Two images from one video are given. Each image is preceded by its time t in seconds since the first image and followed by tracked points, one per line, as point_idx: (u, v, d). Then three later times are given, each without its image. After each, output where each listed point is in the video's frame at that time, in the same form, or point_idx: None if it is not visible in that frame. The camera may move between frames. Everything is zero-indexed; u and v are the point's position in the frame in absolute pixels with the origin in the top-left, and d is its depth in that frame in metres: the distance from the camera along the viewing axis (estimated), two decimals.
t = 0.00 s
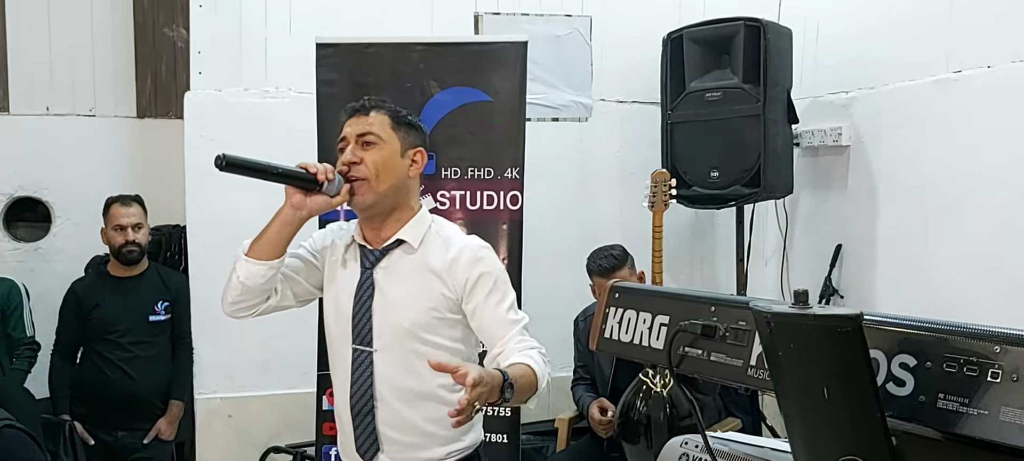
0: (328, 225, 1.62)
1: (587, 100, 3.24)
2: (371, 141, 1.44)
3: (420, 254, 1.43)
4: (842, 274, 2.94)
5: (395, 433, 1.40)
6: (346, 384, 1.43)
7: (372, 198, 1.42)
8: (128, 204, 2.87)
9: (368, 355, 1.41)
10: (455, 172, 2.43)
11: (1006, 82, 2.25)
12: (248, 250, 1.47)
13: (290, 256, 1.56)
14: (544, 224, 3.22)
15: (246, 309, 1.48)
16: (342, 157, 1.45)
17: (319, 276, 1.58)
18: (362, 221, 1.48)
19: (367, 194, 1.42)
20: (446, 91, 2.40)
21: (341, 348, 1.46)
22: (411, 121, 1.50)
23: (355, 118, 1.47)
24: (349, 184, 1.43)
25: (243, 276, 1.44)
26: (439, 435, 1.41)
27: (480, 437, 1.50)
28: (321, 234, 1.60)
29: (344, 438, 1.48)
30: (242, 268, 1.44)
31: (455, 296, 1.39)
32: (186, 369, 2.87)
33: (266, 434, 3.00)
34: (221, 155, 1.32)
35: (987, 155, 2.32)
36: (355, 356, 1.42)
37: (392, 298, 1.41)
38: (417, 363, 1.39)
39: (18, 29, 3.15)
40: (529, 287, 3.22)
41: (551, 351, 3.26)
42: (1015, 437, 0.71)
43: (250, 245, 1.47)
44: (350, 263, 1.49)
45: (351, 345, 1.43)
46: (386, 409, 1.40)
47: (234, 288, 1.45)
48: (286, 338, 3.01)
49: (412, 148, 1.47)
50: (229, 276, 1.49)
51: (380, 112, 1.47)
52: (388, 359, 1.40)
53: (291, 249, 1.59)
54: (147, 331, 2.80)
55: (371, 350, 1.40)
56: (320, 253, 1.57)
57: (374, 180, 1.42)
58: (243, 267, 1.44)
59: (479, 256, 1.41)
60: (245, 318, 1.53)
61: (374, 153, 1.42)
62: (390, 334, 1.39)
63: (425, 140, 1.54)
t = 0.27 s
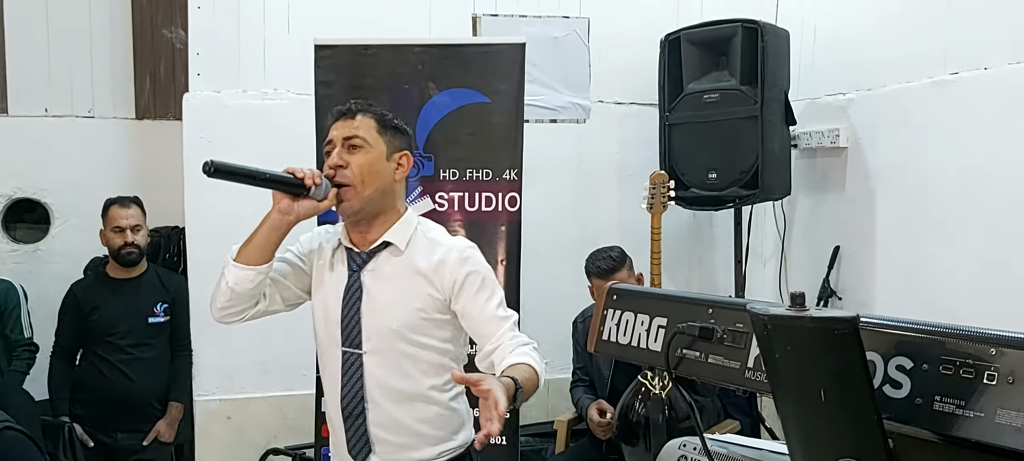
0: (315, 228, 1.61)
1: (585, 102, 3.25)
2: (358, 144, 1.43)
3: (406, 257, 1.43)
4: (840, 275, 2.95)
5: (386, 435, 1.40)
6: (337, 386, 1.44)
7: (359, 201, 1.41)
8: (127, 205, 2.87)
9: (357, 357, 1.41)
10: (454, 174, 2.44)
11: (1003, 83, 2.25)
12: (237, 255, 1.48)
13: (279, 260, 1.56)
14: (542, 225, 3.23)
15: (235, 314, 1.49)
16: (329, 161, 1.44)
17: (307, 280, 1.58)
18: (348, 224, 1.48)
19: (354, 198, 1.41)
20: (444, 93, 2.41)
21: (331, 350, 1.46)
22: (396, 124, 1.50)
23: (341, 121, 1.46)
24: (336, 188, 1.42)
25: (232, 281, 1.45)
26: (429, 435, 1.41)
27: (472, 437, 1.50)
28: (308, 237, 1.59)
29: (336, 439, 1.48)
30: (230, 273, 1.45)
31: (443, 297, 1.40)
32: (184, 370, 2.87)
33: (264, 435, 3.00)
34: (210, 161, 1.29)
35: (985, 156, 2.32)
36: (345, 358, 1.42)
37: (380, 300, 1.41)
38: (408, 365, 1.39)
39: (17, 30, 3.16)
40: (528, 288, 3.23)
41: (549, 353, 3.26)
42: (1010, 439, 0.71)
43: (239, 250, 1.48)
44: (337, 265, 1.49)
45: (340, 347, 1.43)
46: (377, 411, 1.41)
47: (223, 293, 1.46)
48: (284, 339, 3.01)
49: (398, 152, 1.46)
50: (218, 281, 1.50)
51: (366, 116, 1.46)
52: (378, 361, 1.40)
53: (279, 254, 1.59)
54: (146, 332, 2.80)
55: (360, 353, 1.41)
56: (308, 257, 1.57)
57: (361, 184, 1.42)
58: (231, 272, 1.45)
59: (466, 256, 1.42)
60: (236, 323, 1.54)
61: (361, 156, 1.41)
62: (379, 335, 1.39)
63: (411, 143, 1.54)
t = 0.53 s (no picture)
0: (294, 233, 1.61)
1: (584, 102, 3.25)
2: (332, 149, 1.42)
3: (383, 256, 1.43)
4: (839, 275, 2.95)
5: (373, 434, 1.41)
6: (322, 388, 1.43)
7: (334, 204, 1.41)
8: (127, 206, 2.87)
9: (340, 359, 1.41)
10: (453, 174, 2.44)
11: (1002, 84, 2.26)
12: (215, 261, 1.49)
13: (258, 265, 1.57)
14: (541, 226, 3.23)
15: (216, 319, 1.50)
16: (303, 166, 1.43)
17: (288, 283, 1.59)
18: (325, 227, 1.47)
19: (330, 202, 1.41)
20: (443, 94, 2.41)
21: (315, 355, 1.45)
22: (371, 128, 1.50)
23: (316, 126, 1.46)
24: (311, 192, 1.41)
25: (211, 287, 1.46)
26: (417, 432, 1.43)
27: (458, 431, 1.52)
28: (288, 242, 1.60)
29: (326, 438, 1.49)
30: (209, 279, 1.46)
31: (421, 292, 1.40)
32: (184, 371, 2.87)
33: (263, 435, 3.00)
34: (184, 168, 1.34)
35: (984, 157, 2.33)
36: (328, 360, 1.42)
37: (359, 301, 1.41)
38: (393, 364, 1.40)
39: (17, 31, 3.16)
40: (527, 289, 3.23)
41: (548, 353, 3.26)
42: (1004, 439, 0.71)
43: (217, 257, 1.49)
44: (317, 268, 1.49)
45: (323, 350, 1.43)
46: (363, 411, 1.41)
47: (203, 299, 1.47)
48: (283, 339, 3.01)
49: (373, 155, 1.46)
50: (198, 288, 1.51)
51: (341, 120, 1.46)
52: (360, 363, 1.40)
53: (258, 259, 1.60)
54: (146, 333, 2.80)
55: (343, 354, 1.41)
56: (287, 261, 1.58)
57: (336, 187, 1.41)
58: (210, 278, 1.46)
59: (440, 250, 1.43)
60: (217, 329, 1.54)
61: (336, 160, 1.41)
62: (360, 336, 1.40)
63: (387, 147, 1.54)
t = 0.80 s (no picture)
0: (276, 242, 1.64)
1: (584, 102, 3.25)
2: (302, 158, 1.45)
3: (359, 261, 1.43)
4: (839, 275, 2.95)
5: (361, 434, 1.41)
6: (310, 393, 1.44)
7: (307, 211, 1.44)
8: (126, 208, 2.87)
9: (325, 364, 1.41)
10: (452, 175, 2.44)
11: (1001, 84, 2.26)
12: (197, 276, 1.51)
13: (240, 276, 1.60)
14: (541, 226, 3.23)
15: (204, 332, 1.51)
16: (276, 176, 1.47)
17: (272, 291, 1.62)
18: (302, 235, 1.49)
19: (303, 209, 1.44)
20: (442, 95, 2.41)
21: (301, 361, 1.46)
22: (342, 135, 1.52)
23: (287, 137, 1.49)
24: (284, 201, 1.45)
25: (194, 302, 1.48)
26: (408, 430, 1.43)
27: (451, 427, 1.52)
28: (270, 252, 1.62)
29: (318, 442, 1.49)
30: (192, 294, 1.48)
31: (394, 291, 1.40)
32: (184, 372, 2.87)
33: (263, 437, 3.00)
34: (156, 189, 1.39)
35: (983, 157, 2.33)
36: (312, 366, 1.42)
37: (338, 306, 1.42)
38: (375, 367, 1.40)
39: (17, 33, 3.16)
40: (527, 289, 3.23)
41: (548, 354, 3.26)
42: (1000, 438, 0.71)
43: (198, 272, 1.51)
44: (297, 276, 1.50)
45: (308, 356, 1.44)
46: (350, 414, 1.41)
47: (188, 315, 1.49)
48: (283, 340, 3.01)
49: (344, 161, 1.48)
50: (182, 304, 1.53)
51: (311, 129, 1.49)
52: (344, 366, 1.40)
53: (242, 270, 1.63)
54: (146, 334, 2.80)
55: (327, 358, 1.41)
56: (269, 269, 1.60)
57: (308, 194, 1.44)
58: (192, 294, 1.48)
59: (410, 249, 1.43)
60: (207, 342, 1.56)
61: (306, 169, 1.44)
62: (343, 341, 1.40)
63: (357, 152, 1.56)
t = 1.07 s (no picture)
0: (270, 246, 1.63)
1: (583, 102, 3.23)
2: (284, 165, 1.45)
3: (342, 266, 1.44)
4: (841, 276, 2.93)
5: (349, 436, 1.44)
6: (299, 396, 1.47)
7: (291, 217, 1.44)
8: (122, 209, 2.85)
9: (311, 367, 1.43)
10: (451, 175, 2.42)
11: (1005, 82, 2.23)
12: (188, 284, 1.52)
13: (231, 282, 1.59)
14: (540, 227, 3.20)
15: (196, 339, 1.52)
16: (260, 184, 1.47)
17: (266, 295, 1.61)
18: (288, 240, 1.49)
19: (286, 216, 1.44)
20: (440, 94, 2.39)
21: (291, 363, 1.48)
22: (325, 140, 1.52)
23: (269, 144, 1.49)
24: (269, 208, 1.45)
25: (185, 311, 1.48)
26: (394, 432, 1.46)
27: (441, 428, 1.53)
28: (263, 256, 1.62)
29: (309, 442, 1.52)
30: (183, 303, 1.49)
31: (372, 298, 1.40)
32: (181, 375, 2.85)
33: (260, 439, 2.98)
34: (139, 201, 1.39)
35: (986, 157, 2.30)
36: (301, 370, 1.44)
37: (321, 312, 1.43)
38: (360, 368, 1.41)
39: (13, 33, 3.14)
40: (526, 291, 3.20)
41: (547, 356, 3.23)
42: (997, 441, 0.69)
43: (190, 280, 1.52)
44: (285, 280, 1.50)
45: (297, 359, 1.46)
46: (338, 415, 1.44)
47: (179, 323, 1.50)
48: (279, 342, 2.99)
49: (326, 166, 1.48)
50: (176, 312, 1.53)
51: (292, 135, 1.48)
52: (330, 369, 1.42)
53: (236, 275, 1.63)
54: (142, 337, 2.78)
55: (314, 363, 1.43)
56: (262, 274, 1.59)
57: (291, 201, 1.44)
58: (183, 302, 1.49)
59: (386, 253, 1.41)
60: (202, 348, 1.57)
61: (288, 176, 1.44)
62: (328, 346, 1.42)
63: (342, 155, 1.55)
